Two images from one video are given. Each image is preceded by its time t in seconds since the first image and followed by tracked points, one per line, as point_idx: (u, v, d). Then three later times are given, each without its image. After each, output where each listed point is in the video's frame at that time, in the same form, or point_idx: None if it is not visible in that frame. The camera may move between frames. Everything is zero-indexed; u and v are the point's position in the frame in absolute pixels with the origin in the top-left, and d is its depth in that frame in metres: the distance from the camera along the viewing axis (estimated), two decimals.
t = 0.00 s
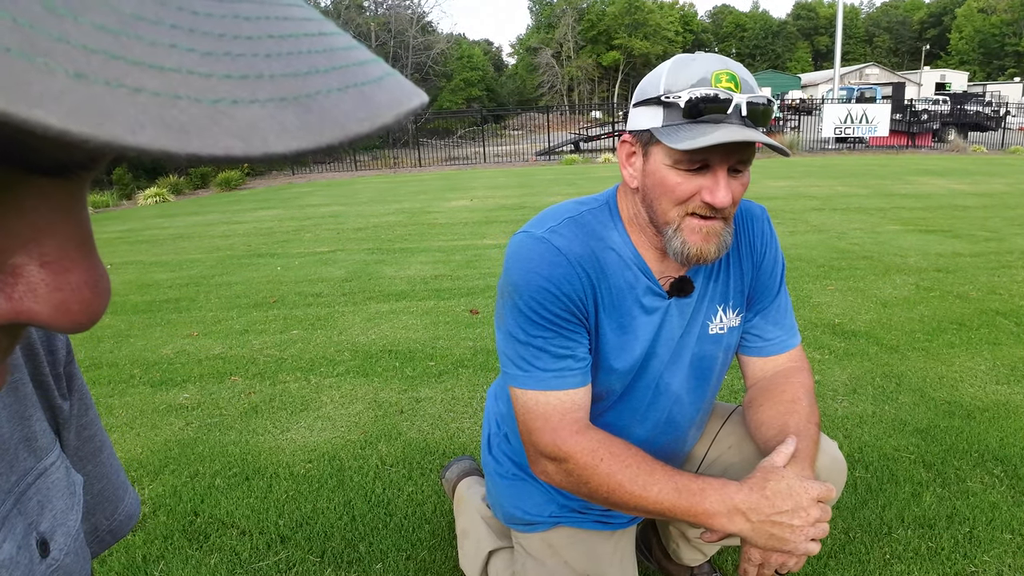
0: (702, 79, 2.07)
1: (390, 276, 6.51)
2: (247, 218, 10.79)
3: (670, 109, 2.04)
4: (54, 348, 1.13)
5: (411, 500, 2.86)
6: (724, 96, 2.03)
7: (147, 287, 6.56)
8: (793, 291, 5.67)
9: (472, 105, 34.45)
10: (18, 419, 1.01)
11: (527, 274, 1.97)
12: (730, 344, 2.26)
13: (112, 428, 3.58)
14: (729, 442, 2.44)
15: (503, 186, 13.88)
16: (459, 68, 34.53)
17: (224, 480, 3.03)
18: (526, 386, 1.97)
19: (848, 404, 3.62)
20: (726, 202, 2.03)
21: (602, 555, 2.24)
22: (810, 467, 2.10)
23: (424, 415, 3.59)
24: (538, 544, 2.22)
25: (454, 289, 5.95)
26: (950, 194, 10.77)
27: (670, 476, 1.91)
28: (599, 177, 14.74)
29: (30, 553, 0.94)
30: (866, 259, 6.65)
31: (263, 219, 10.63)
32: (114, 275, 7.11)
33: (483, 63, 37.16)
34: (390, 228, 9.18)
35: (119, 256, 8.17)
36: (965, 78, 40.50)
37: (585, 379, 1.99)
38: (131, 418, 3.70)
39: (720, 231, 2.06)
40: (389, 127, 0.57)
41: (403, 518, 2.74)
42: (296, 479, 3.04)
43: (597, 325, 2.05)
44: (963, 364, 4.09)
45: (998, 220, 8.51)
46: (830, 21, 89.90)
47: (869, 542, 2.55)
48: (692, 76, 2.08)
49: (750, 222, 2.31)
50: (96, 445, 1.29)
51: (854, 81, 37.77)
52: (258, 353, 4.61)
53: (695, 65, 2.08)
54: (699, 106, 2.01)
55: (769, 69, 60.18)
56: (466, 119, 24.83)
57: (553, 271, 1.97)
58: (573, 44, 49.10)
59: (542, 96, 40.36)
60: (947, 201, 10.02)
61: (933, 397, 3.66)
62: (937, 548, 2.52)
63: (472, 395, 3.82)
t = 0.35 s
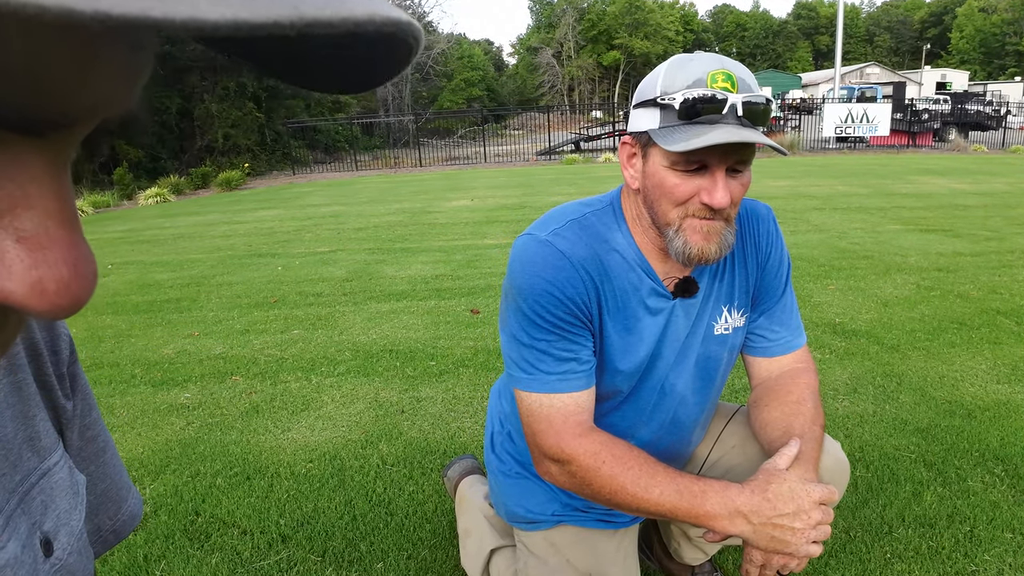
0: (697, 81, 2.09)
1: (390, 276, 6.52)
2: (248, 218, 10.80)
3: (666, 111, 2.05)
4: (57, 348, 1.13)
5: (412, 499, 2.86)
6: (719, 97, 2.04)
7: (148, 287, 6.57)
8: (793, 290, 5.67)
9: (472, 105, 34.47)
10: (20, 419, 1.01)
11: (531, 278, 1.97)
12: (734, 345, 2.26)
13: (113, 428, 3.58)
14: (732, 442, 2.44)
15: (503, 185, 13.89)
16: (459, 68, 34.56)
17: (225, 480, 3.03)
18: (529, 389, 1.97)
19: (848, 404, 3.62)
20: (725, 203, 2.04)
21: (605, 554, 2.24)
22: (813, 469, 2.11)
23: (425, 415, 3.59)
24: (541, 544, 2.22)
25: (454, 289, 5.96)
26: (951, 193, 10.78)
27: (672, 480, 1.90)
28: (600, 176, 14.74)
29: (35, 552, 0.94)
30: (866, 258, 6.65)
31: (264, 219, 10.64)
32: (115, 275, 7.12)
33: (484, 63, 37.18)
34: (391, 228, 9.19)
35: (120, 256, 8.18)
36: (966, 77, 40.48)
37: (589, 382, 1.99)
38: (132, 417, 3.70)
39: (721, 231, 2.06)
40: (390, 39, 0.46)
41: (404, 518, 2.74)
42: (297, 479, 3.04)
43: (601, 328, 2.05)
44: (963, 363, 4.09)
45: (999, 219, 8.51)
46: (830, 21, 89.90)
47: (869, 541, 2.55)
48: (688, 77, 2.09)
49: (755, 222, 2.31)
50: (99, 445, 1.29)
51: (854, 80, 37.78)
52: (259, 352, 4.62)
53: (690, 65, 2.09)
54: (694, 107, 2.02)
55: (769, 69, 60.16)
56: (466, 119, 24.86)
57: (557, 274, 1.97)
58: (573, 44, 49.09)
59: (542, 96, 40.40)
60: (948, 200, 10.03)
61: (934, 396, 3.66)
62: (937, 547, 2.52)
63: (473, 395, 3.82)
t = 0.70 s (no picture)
0: (692, 82, 2.10)
1: (391, 276, 6.52)
2: (248, 218, 10.80)
3: (661, 112, 2.06)
4: (63, 346, 1.14)
5: (413, 498, 2.86)
6: (713, 98, 2.05)
7: (149, 287, 6.57)
8: (793, 290, 5.66)
9: (472, 105, 34.44)
10: (26, 416, 1.02)
11: (529, 278, 1.99)
12: (731, 344, 2.27)
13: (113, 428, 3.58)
14: (730, 440, 2.44)
15: (503, 185, 13.88)
16: (459, 68, 34.54)
17: (226, 480, 3.04)
18: (527, 388, 1.98)
19: (848, 403, 3.63)
20: (719, 204, 2.05)
21: (605, 554, 2.24)
22: (810, 465, 2.11)
23: (425, 414, 3.59)
24: (541, 543, 2.22)
25: (455, 289, 5.96)
26: (951, 193, 10.77)
27: (669, 478, 1.91)
28: (600, 176, 14.73)
29: (39, 548, 0.95)
30: (867, 258, 6.65)
31: (265, 219, 10.64)
32: (116, 275, 7.12)
33: (484, 62, 37.14)
34: (391, 228, 9.19)
35: (121, 256, 8.18)
36: (966, 76, 40.47)
37: (587, 381, 1.99)
38: (132, 418, 3.71)
39: (716, 232, 2.06)
40: None
41: (404, 516, 2.75)
42: (298, 479, 3.04)
43: (599, 327, 2.06)
44: (963, 363, 4.09)
45: (999, 219, 8.51)
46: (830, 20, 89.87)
47: (869, 540, 2.56)
48: (683, 78, 2.10)
49: (751, 221, 2.32)
50: (104, 444, 1.30)
51: (854, 80, 37.78)
52: (260, 353, 4.62)
53: (686, 66, 2.10)
54: (690, 108, 2.04)
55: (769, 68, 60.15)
56: (466, 119, 24.85)
57: (554, 274, 1.98)
58: (573, 44, 49.04)
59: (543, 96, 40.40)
60: (948, 199, 10.03)
61: (933, 395, 3.66)
62: (937, 546, 2.53)
63: (473, 394, 3.82)
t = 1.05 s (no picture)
0: (680, 79, 2.10)
1: (391, 276, 6.52)
2: (249, 218, 10.80)
3: (649, 110, 2.07)
4: (68, 346, 1.14)
5: (413, 498, 2.87)
6: (700, 95, 2.06)
7: (149, 288, 6.57)
8: (793, 290, 5.66)
9: (472, 104, 34.45)
10: (32, 415, 1.02)
11: (522, 280, 2.00)
12: (729, 344, 2.26)
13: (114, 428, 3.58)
14: (728, 440, 2.44)
15: (504, 185, 13.88)
16: (459, 68, 34.54)
17: (227, 480, 3.04)
18: (519, 389, 2.00)
19: (848, 402, 3.63)
20: (710, 200, 2.05)
21: (605, 555, 2.24)
22: (803, 467, 2.11)
23: (425, 414, 3.59)
24: (540, 542, 2.23)
25: (455, 289, 5.96)
26: (951, 192, 10.78)
27: (654, 478, 1.91)
28: (601, 176, 14.73)
29: (43, 548, 0.95)
30: (867, 258, 6.65)
31: (265, 219, 10.65)
32: (116, 276, 7.12)
33: (484, 62, 37.11)
34: (391, 228, 9.20)
35: (121, 256, 8.18)
36: (965, 76, 40.54)
37: (579, 382, 2.01)
38: (133, 417, 3.71)
39: (707, 229, 2.06)
40: None
41: (405, 517, 2.75)
42: (298, 479, 3.04)
43: (594, 329, 2.06)
44: (964, 362, 4.09)
45: (999, 218, 8.51)
46: (830, 20, 89.88)
47: (869, 540, 2.56)
48: (671, 76, 2.11)
49: (750, 221, 2.32)
50: (109, 444, 1.30)
51: (854, 80, 37.76)
52: (260, 353, 4.62)
53: (673, 65, 2.11)
54: (676, 105, 2.04)
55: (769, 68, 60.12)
56: (466, 120, 24.85)
57: (548, 276, 1.99)
58: (573, 44, 49.02)
59: (542, 96, 40.42)
60: (948, 199, 10.03)
61: (933, 395, 3.66)
62: (937, 546, 2.53)
63: (473, 394, 3.82)
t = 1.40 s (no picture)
0: (664, 75, 2.13)
1: (391, 276, 6.51)
2: (249, 218, 10.80)
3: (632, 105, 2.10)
4: (67, 349, 1.14)
5: (413, 499, 2.86)
6: (681, 91, 2.07)
7: (149, 287, 6.56)
8: (794, 290, 5.66)
9: (472, 104, 34.45)
10: (30, 417, 1.01)
11: (516, 281, 2.02)
12: (727, 344, 2.25)
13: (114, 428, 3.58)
14: (727, 441, 2.43)
15: (504, 185, 13.88)
16: (459, 68, 34.54)
17: (226, 480, 3.03)
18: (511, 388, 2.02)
19: (848, 402, 3.62)
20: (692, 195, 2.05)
21: (605, 555, 2.23)
22: (793, 470, 2.10)
23: (425, 414, 3.59)
24: (539, 543, 2.22)
25: (455, 289, 5.95)
26: (952, 192, 10.78)
27: (636, 472, 1.92)
28: (601, 176, 14.73)
29: (40, 551, 0.94)
30: (868, 257, 6.65)
31: (265, 219, 10.64)
32: (116, 276, 7.12)
33: (484, 62, 37.09)
34: (392, 228, 9.19)
35: (121, 256, 8.18)
36: (965, 75, 40.56)
37: (568, 383, 2.03)
38: (133, 417, 3.71)
39: (693, 225, 2.05)
40: None
41: (404, 517, 2.75)
42: (297, 479, 3.04)
43: (586, 330, 2.07)
44: (964, 362, 4.09)
45: (1000, 218, 8.51)
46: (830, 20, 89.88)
47: (870, 540, 2.56)
48: (656, 72, 2.15)
49: (748, 222, 2.31)
50: (108, 447, 1.29)
51: (854, 79, 37.74)
52: (260, 353, 4.62)
53: (660, 62, 2.15)
54: (658, 99, 2.06)
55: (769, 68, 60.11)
56: (466, 119, 24.84)
57: (540, 278, 2.01)
58: (573, 44, 49.02)
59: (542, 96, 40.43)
60: (948, 199, 10.03)
61: (934, 395, 3.66)
62: (938, 546, 2.52)
63: (473, 394, 3.82)
